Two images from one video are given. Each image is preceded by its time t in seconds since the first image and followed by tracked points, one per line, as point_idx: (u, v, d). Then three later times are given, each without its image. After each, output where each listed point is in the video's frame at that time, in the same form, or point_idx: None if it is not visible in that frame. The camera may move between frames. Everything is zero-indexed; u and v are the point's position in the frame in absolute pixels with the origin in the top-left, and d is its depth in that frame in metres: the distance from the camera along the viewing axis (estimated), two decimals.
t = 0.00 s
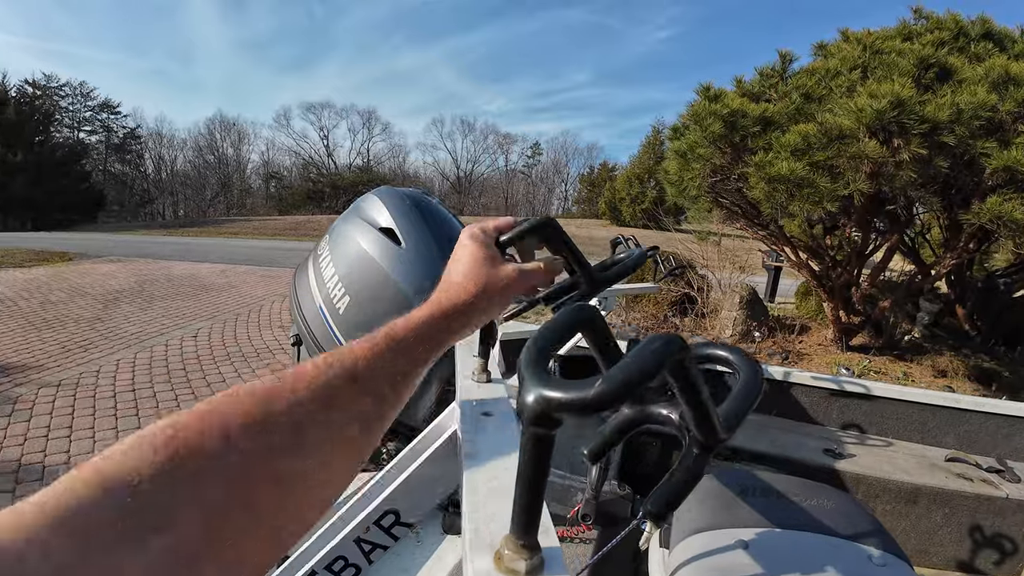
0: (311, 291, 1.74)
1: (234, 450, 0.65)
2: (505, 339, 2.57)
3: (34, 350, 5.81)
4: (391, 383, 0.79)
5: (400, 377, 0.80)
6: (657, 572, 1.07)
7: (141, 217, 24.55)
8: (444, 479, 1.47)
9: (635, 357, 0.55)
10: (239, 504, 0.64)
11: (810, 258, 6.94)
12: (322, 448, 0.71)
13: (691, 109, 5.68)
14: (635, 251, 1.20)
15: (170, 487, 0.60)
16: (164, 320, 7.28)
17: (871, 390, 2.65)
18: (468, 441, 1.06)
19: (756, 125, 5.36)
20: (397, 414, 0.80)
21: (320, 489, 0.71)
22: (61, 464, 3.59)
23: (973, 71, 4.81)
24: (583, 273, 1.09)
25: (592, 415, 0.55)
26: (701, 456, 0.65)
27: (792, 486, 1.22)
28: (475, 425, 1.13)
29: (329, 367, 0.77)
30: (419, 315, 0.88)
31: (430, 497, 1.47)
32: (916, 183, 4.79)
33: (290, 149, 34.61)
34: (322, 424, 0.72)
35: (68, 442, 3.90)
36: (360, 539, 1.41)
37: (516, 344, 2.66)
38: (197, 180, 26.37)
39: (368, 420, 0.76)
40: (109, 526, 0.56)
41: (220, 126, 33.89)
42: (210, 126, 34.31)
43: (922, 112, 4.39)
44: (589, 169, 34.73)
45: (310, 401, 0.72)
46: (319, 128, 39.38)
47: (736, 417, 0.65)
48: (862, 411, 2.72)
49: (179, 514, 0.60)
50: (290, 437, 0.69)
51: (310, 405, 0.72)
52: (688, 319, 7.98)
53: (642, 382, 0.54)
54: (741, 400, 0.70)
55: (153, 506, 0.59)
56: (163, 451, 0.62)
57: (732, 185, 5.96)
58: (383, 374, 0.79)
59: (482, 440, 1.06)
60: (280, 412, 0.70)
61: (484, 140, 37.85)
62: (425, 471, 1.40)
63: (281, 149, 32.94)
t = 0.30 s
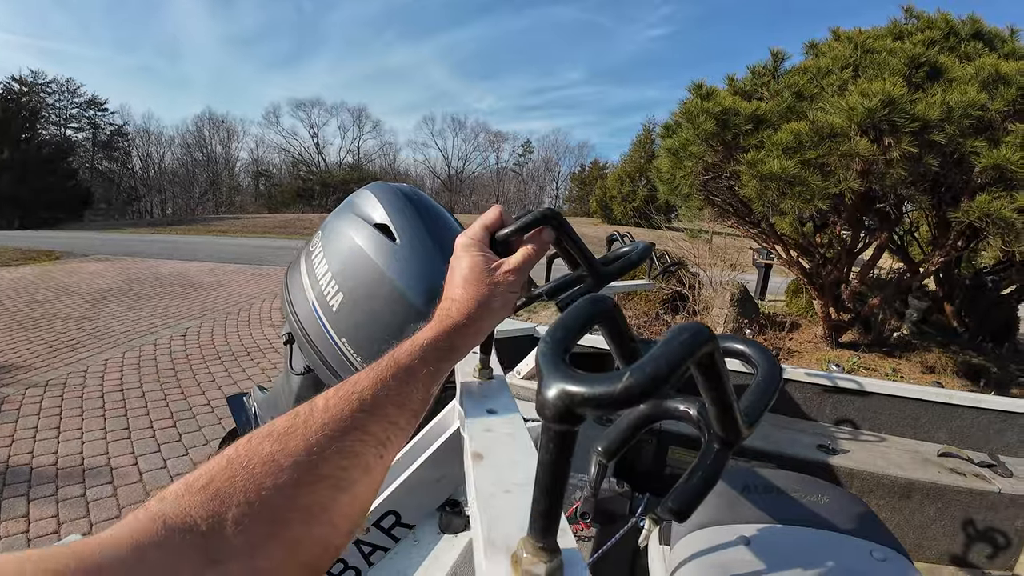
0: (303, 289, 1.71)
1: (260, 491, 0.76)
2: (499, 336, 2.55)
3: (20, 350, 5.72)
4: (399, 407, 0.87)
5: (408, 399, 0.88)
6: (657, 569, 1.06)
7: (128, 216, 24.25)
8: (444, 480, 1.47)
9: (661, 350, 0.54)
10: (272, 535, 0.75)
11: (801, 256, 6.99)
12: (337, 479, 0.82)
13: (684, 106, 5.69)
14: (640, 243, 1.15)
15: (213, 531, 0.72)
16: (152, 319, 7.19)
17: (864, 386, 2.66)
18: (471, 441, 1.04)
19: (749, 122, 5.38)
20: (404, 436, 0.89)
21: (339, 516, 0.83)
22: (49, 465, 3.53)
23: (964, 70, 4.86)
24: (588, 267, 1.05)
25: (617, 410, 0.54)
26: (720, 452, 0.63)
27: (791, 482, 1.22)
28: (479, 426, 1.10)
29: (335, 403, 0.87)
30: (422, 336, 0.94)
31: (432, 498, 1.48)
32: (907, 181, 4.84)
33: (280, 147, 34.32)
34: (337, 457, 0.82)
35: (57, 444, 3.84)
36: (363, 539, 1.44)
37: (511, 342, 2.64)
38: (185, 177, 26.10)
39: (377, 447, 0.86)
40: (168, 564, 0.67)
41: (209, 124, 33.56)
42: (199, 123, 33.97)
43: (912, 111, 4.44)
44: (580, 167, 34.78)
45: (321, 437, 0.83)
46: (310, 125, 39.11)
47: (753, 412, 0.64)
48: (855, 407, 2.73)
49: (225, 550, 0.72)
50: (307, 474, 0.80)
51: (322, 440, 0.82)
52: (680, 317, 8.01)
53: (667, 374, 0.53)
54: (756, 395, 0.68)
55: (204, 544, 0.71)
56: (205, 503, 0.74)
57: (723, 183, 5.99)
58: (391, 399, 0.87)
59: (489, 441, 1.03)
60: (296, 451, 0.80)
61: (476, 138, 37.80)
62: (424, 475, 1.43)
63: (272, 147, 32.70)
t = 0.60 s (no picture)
0: (292, 283, 1.76)
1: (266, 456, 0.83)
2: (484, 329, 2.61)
3: (4, 352, 5.66)
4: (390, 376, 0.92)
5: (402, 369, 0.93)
6: (633, 543, 1.12)
7: (110, 216, 23.93)
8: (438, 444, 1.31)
9: (592, 310, 0.63)
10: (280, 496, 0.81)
11: (783, 251, 7.12)
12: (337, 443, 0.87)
13: (668, 104, 5.78)
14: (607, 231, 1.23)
15: (225, 491, 0.78)
16: (138, 319, 7.14)
17: (839, 373, 2.75)
18: (446, 401, 1.07)
19: (730, 120, 5.48)
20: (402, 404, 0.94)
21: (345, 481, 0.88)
22: (37, 465, 3.52)
23: (940, 68, 5.00)
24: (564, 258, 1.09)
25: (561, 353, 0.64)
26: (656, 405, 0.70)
27: (759, 460, 1.29)
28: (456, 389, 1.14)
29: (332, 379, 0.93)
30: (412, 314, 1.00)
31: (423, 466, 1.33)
32: (884, 176, 4.97)
33: (265, 145, 34.01)
34: (336, 422, 0.88)
35: (44, 444, 3.83)
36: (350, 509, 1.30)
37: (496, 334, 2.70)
38: (169, 177, 25.80)
39: (376, 413, 0.91)
40: (185, 520, 0.73)
41: (193, 122, 33.18)
42: (182, 121, 33.59)
43: (889, 108, 4.56)
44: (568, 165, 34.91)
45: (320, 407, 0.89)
46: (296, 123, 38.81)
47: (687, 371, 0.72)
48: (831, 395, 2.83)
49: (235, 508, 0.78)
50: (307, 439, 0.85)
51: (321, 410, 0.88)
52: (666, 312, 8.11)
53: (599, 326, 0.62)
54: (695, 355, 0.75)
55: (216, 503, 0.77)
56: (217, 467, 0.81)
57: (707, 180, 6.09)
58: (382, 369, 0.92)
59: (464, 402, 1.05)
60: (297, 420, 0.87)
61: (463, 136, 37.78)
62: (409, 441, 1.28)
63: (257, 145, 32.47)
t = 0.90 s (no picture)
0: (289, 278, 1.87)
1: (246, 403, 0.84)
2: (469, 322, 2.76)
3: None
4: (366, 341, 0.98)
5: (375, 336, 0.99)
6: (605, 503, 1.25)
7: (91, 218, 23.63)
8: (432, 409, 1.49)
9: (545, 277, 0.87)
10: (257, 442, 0.82)
11: (762, 245, 7.33)
12: (315, 398, 0.90)
13: (648, 103, 5.94)
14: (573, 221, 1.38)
15: (203, 427, 0.80)
16: (126, 321, 7.15)
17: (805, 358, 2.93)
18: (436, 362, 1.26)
19: (708, 119, 5.65)
20: (371, 370, 0.99)
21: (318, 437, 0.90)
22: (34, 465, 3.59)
23: (909, 67, 5.21)
24: (539, 251, 1.21)
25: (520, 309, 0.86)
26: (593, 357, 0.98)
27: (719, 431, 1.43)
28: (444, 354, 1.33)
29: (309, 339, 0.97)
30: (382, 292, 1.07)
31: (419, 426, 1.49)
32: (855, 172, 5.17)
33: (248, 144, 33.69)
34: (315, 378, 0.91)
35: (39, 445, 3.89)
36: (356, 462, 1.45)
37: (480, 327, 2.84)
38: (151, 177, 25.52)
39: (350, 376, 0.95)
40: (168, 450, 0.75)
41: (174, 121, 32.78)
42: (163, 121, 33.18)
43: (858, 106, 4.76)
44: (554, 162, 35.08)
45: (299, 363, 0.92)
46: (279, 122, 38.51)
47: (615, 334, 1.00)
48: (798, 378, 3.00)
49: (214, 449, 0.79)
50: (287, 391, 0.88)
51: (301, 362, 0.92)
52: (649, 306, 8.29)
53: (546, 290, 0.86)
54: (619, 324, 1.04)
55: (196, 439, 0.79)
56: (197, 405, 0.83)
57: (686, 177, 6.27)
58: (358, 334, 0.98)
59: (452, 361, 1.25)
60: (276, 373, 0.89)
61: (449, 133, 37.78)
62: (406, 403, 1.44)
63: (240, 145, 32.19)
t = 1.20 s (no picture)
0: (280, 267, 2.03)
1: (187, 450, 0.79)
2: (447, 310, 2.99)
3: None
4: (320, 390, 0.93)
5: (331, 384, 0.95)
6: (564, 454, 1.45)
7: (70, 220, 23.31)
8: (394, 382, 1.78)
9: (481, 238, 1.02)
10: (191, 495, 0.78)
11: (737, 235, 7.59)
12: (259, 452, 0.85)
13: (622, 99, 6.14)
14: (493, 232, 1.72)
15: (147, 472, 0.76)
16: (112, 322, 7.18)
17: (762, 336, 3.16)
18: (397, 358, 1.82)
19: (680, 114, 5.87)
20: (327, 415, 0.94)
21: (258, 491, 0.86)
22: (30, 460, 3.68)
23: (869, 62, 5.48)
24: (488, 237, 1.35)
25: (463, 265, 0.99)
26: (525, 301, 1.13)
27: (668, 396, 1.63)
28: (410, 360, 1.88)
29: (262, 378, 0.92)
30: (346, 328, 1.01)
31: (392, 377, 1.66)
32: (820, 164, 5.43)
33: (228, 143, 33.31)
34: (262, 428, 0.87)
35: (34, 442, 3.98)
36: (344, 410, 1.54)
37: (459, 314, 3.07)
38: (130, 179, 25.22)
39: (301, 421, 0.90)
40: (96, 504, 0.70)
41: (153, 122, 32.35)
42: (140, 121, 32.75)
43: (820, 101, 5.02)
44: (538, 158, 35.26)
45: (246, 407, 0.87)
46: (260, 121, 38.17)
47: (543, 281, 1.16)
48: (758, 356, 3.23)
49: (143, 500, 0.74)
50: (230, 440, 0.83)
51: (257, 404, 0.87)
52: (630, 297, 8.51)
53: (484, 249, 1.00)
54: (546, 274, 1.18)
55: (134, 487, 0.74)
56: (142, 449, 0.77)
57: (660, 171, 6.50)
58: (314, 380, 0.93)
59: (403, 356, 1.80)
60: (222, 412, 0.85)
61: (433, 131, 37.79)
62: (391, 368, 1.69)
63: (220, 144, 31.89)
